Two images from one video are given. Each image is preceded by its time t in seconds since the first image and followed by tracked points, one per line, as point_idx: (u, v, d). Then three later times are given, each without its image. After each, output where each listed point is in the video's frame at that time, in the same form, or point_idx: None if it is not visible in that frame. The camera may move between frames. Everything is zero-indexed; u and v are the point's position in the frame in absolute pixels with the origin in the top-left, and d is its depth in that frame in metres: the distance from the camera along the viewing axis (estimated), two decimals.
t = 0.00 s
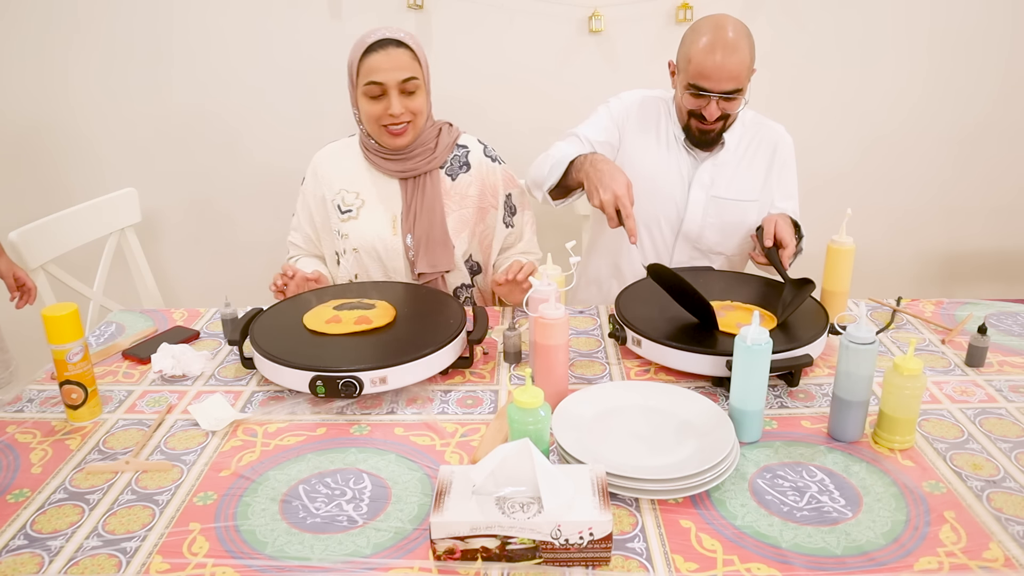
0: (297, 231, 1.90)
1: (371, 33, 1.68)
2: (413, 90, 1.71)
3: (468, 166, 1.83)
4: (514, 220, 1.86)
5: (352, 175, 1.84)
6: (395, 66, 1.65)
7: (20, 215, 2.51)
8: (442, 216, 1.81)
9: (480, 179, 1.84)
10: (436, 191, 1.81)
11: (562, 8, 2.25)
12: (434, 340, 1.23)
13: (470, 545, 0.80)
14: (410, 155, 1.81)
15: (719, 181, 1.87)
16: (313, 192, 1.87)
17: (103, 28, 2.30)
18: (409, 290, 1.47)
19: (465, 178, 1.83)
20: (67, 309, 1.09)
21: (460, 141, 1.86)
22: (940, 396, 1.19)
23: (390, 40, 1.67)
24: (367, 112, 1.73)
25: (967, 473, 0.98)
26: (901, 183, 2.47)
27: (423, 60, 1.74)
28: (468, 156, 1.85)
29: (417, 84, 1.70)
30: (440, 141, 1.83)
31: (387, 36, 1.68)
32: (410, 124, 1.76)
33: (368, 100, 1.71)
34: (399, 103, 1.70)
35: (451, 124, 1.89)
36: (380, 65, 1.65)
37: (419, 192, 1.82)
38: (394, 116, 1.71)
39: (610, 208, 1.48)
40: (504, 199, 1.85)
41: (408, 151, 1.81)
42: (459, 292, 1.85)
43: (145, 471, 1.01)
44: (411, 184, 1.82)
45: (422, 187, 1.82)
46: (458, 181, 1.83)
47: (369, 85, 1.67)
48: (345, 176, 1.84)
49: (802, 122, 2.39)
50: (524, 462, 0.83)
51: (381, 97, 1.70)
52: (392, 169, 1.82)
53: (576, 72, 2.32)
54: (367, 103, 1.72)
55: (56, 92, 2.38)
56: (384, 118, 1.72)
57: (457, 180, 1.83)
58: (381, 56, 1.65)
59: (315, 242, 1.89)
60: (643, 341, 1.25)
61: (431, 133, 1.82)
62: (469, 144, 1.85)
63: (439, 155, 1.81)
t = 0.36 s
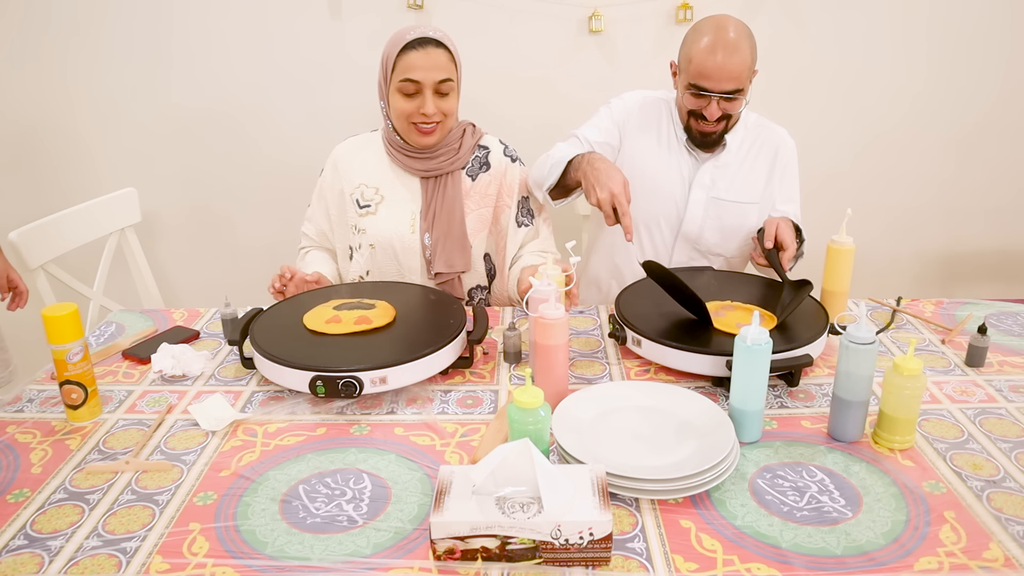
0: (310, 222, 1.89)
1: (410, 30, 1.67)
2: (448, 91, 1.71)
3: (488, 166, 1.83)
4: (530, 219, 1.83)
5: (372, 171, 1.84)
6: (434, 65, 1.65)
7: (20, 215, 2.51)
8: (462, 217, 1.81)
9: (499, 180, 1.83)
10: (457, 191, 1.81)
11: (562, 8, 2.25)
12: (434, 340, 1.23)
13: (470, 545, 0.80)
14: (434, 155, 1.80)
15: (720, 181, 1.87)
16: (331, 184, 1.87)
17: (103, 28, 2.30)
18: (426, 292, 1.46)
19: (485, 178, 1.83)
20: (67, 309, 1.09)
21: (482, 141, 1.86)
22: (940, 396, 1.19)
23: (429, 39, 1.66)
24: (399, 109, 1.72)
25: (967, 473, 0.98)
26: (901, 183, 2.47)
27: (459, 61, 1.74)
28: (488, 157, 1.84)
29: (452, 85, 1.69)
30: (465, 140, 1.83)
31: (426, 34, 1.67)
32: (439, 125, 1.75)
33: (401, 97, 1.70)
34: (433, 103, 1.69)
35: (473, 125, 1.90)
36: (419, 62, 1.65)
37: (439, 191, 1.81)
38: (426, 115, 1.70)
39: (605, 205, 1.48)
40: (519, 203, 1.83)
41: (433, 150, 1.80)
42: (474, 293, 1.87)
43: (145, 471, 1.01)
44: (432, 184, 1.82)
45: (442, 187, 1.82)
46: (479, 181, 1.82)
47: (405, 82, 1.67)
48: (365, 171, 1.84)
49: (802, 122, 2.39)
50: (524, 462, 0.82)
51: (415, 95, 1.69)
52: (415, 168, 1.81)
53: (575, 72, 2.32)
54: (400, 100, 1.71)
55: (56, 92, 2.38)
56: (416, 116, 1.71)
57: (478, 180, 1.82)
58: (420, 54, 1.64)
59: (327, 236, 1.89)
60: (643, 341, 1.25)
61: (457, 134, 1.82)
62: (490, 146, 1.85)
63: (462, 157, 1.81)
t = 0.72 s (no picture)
0: (312, 224, 1.90)
1: (413, 31, 1.67)
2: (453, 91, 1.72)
3: (488, 166, 1.83)
4: (530, 218, 1.82)
5: (372, 171, 1.84)
6: (440, 66, 1.66)
7: (21, 215, 2.51)
8: (463, 216, 1.81)
9: (498, 180, 1.83)
10: (458, 191, 1.81)
11: (562, 8, 2.25)
12: (435, 340, 1.23)
13: (470, 545, 0.80)
14: (438, 154, 1.80)
15: (724, 181, 1.87)
16: (332, 187, 1.87)
17: (103, 28, 2.30)
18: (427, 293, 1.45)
19: (485, 177, 1.83)
20: (67, 309, 1.09)
21: (481, 141, 1.85)
22: (939, 396, 1.19)
23: (433, 39, 1.66)
24: (405, 111, 1.72)
25: (966, 473, 0.98)
26: (901, 183, 2.47)
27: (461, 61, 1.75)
28: (488, 156, 1.84)
29: (457, 85, 1.71)
30: (466, 140, 1.83)
31: (429, 35, 1.67)
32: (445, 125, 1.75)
33: (408, 98, 1.71)
34: (440, 104, 1.70)
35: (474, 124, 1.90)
36: (425, 64, 1.65)
37: (441, 192, 1.81)
38: (434, 116, 1.71)
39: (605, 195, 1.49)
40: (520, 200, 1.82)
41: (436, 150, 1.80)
42: (475, 293, 1.87)
43: (145, 471, 1.01)
44: (433, 185, 1.82)
45: (443, 187, 1.82)
46: (479, 180, 1.82)
47: (412, 83, 1.67)
48: (365, 171, 1.84)
49: (802, 122, 2.39)
50: (524, 462, 0.82)
51: (422, 96, 1.70)
52: (417, 169, 1.81)
53: (576, 72, 2.32)
54: (407, 102, 1.71)
55: (56, 92, 2.38)
56: (422, 118, 1.72)
57: (477, 180, 1.82)
58: (426, 55, 1.65)
59: (330, 238, 1.89)
60: (643, 341, 1.25)
61: (458, 133, 1.82)
62: (489, 144, 1.84)
63: (464, 156, 1.81)
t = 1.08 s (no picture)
0: (302, 231, 1.89)
1: (394, 33, 1.67)
2: (438, 91, 1.73)
3: (472, 159, 1.85)
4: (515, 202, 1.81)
5: (360, 175, 1.84)
6: (424, 66, 1.66)
7: (21, 215, 2.51)
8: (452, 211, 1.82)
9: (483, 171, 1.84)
10: (445, 188, 1.82)
11: (562, 8, 2.25)
12: (434, 340, 1.23)
13: (470, 545, 0.80)
14: (424, 153, 1.81)
15: (722, 181, 1.87)
16: (320, 193, 1.87)
17: (103, 28, 2.30)
18: (415, 290, 1.47)
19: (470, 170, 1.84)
20: (67, 309, 1.09)
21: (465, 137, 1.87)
22: (940, 396, 1.19)
23: (415, 40, 1.67)
24: (391, 114, 1.72)
25: (967, 473, 0.98)
26: (901, 183, 2.47)
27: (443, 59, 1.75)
28: (472, 150, 1.86)
29: (442, 85, 1.72)
30: (451, 138, 1.84)
31: (411, 36, 1.68)
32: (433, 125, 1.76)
33: (394, 101, 1.71)
34: (427, 104, 1.70)
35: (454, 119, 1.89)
36: (409, 65, 1.65)
37: (428, 190, 1.82)
38: (421, 117, 1.71)
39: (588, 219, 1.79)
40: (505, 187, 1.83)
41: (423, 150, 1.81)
42: (469, 287, 1.86)
43: (145, 471, 1.01)
44: (421, 185, 1.82)
45: (431, 186, 1.82)
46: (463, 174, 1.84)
47: (398, 85, 1.67)
48: (352, 175, 1.84)
49: (802, 122, 2.39)
50: (524, 462, 0.82)
51: (408, 99, 1.70)
52: (405, 170, 1.82)
53: (575, 72, 2.32)
54: (393, 104, 1.71)
55: (56, 92, 2.38)
56: (410, 120, 1.72)
57: (463, 174, 1.84)
58: (410, 58, 1.65)
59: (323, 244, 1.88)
60: (643, 341, 1.26)
61: (443, 131, 1.83)
62: (472, 139, 1.86)
63: (449, 153, 1.82)
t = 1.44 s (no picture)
0: (302, 232, 1.91)
1: (381, 29, 1.65)
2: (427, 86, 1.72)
3: (455, 154, 1.80)
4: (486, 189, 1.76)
5: (352, 175, 1.84)
6: (411, 62, 1.65)
7: (21, 215, 2.51)
8: (439, 208, 1.81)
9: (463, 164, 1.81)
10: (432, 186, 1.80)
11: (562, 8, 2.25)
12: (433, 341, 1.23)
13: (470, 546, 0.80)
14: (414, 152, 1.79)
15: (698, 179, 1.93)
16: (315, 192, 1.88)
17: (102, 27, 2.30)
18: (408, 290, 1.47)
19: (453, 165, 1.81)
20: (67, 309, 1.09)
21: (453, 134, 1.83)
22: (940, 396, 1.19)
23: (402, 36, 1.66)
24: (380, 110, 1.72)
25: (967, 473, 0.98)
26: (901, 183, 2.47)
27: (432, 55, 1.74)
28: (454, 144, 1.81)
29: (430, 79, 1.70)
30: (440, 136, 1.81)
31: (398, 32, 1.67)
32: (421, 120, 1.75)
33: (382, 97, 1.70)
34: (415, 98, 1.69)
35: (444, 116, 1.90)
36: (396, 61, 1.64)
37: (416, 189, 1.80)
38: (409, 111, 1.70)
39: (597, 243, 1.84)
40: (480, 174, 1.78)
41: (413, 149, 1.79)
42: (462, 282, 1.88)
43: (145, 471, 1.01)
44: (410, 185, 1.81)
45: (419, 186, 1.80)
46: (449, 169, 1.81)
47: (385, 82, 1.66)
48: (344, 175, 1.84)
49: (802, 122, 2.39)
50: (523, 462, 0.82)
51: (396, 93, 1.69)
52: (394, 170, 1.81)
53: (575, 72, 2.32)
54: (381, 100, 1.70)
55: (56, 92, 2.38)
56: (398, 114, 1.71)
57: (448, 170, 1.81)
58: (396, 52, 1.64)
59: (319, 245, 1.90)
60: (643, 340, 1.26)
61: (433, 130, 1.80)
62: (458, 134, 1.82)
63: (436, 152, 1.79)
